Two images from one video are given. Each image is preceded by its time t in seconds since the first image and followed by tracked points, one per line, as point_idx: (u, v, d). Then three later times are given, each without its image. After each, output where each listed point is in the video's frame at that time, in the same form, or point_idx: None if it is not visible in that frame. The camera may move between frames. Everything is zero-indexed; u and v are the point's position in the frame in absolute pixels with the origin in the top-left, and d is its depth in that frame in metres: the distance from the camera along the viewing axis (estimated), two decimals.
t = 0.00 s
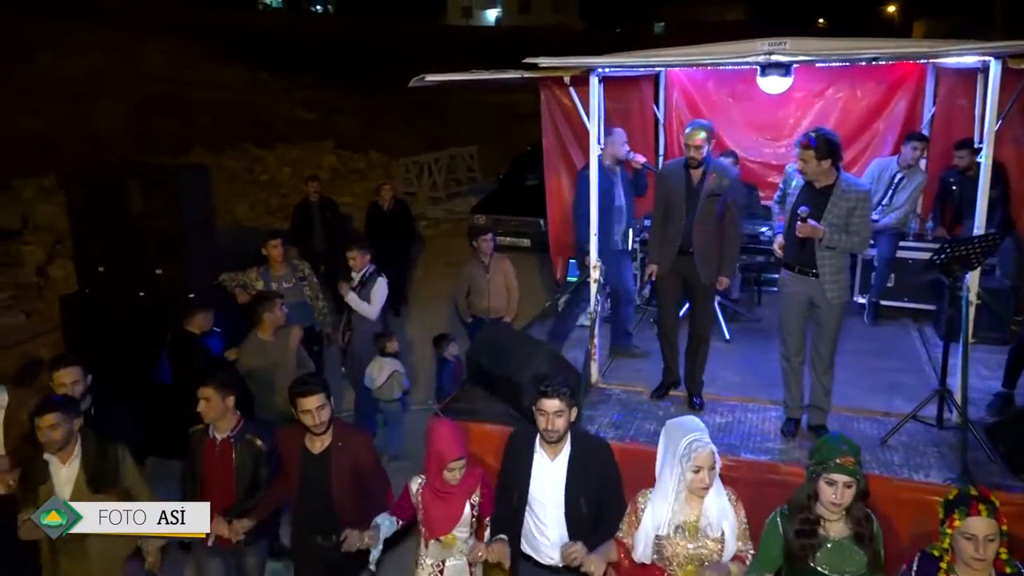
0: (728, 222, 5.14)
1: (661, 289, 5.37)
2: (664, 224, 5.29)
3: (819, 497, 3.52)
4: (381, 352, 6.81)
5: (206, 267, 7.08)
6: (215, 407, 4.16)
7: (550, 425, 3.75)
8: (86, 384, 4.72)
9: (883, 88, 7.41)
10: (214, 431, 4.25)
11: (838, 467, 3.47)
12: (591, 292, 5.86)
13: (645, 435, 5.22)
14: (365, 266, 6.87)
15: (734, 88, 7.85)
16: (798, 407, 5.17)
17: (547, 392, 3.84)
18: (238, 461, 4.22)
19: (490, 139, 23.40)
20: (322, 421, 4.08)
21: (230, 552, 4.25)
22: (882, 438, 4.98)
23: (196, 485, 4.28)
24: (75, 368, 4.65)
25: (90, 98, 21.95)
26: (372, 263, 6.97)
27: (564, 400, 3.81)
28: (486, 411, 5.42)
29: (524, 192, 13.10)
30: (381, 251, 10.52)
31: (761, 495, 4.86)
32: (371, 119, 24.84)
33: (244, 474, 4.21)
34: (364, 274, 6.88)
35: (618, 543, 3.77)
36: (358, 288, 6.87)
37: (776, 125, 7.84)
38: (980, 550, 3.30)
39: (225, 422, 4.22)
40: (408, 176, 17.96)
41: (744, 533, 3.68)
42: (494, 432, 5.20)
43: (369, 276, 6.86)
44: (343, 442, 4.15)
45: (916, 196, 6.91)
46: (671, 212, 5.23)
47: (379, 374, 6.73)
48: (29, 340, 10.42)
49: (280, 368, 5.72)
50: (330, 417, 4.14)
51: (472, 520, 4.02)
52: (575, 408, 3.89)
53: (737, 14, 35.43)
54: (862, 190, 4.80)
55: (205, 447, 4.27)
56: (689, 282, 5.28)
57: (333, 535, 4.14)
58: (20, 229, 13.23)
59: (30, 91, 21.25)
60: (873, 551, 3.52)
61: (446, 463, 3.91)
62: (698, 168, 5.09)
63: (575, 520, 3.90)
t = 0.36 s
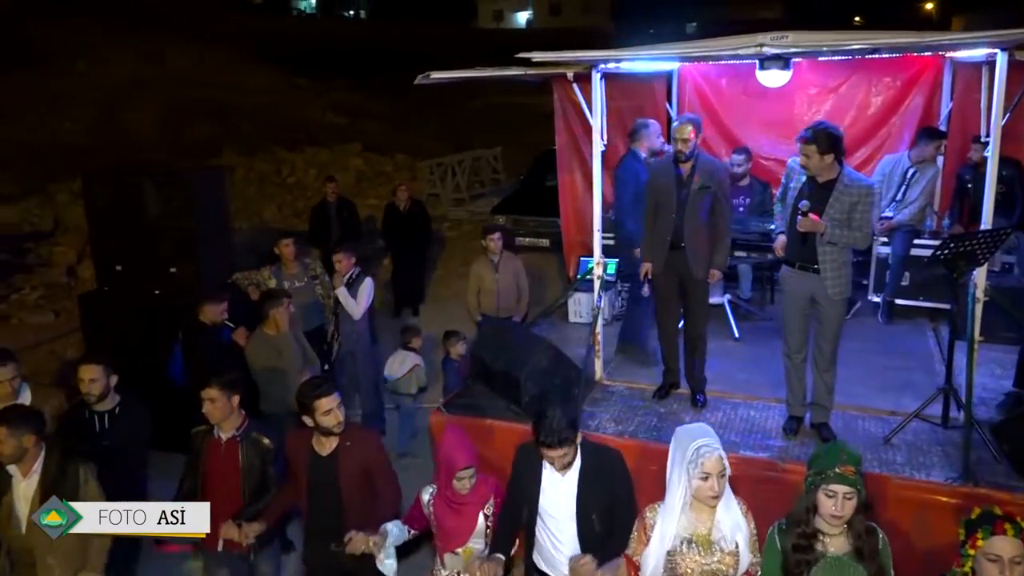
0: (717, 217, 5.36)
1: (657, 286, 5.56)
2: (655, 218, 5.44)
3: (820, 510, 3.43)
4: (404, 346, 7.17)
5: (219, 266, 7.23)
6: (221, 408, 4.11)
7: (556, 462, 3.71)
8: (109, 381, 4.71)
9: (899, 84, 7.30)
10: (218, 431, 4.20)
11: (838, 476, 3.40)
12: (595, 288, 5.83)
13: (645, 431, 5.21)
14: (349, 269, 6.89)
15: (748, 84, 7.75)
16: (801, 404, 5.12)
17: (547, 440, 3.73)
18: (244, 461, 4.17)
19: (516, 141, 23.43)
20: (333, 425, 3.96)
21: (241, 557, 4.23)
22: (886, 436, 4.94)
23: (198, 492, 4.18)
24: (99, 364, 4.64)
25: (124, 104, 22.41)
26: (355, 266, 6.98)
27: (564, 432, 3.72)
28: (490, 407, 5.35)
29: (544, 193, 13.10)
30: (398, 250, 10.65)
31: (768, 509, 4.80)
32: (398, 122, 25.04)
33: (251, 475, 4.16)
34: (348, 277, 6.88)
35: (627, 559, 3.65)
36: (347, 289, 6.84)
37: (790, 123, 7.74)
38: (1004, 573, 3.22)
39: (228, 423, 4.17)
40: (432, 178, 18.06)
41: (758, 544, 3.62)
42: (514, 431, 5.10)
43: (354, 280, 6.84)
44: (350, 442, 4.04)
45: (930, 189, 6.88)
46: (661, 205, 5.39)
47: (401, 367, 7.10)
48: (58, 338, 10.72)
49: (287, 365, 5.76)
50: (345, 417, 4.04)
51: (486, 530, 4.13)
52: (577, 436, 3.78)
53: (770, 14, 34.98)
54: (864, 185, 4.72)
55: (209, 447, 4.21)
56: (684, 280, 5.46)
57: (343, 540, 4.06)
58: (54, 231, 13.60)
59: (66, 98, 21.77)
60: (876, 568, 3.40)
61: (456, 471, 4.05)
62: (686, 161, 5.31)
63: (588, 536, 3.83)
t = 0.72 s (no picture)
0: (715, 213, 5.44)
1: (659, 284, 5.59)
2: (655, 216, 5.52)
3: (833, 515, 3.32)
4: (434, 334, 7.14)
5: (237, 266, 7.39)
6: (255, 406, 4.14)
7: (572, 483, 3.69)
8: (130, 383, 4.41)
9: (916, 78, 7.21)
10: (249, 429, 4.22)
11: (851, 482, 3.26)
12: (602, 287, 5.88)
13: (649, 428, 5.22)
14: (333, 274, 7.01)
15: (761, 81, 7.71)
16: (807, 401, 5.08)
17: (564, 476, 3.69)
18: (275, 457, 4.18)
19: (544, 142, 23.44)
20: (363, 422, 3.98)
21: (269, 553, 4.29)
22: (892, 434, 4.87)
23: (232, 495, 4.20)
24: (118, 366, 4.34)
25: (158, 110, 22.90)
26: (340, 271, 7.09)
27: (575, 452, 3.67)
28: (495, 405, 5.40)
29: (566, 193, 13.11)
30: (417, 250, 10.75)
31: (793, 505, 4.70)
32: (427, 124, 25.22)
33: (282, 473, 4.17)
34: (332, 282, 6.99)
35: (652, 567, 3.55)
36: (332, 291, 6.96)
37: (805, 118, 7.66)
38: None
39: (260, 420, 4.19)
40: (458, 179, 18.15)
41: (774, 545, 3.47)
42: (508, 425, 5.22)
43: (336, 285, 6.96)
44: (379, 440, 4.02)
45: (947, 183, 6.75)
46: (660, 201, 5.46)
47: (422, 354, 7.00)
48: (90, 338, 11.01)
49: (302, 357, 5.84)
50: (371, 416, 4.04)
51: (498, 528, 4.18)
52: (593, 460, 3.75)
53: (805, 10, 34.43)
54: (870, 178, 4.64)
55: (239, 446, 4.21)
56: (685, 277, 5.51)
57: (370, 537, 4.06)
58: (88, 233, 13.95)
59: (102, 105, 22.29)
60: None
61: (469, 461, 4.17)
62: (682, 157, 5.31)
63: (608, 540, 3.77)
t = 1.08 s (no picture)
0: (729, 212, 5.38)
1: (673, 283, 5.59)
2: (667, 214, 5.53)
3: (882, 523, 3.11)
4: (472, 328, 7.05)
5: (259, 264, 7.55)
6: (302, 400, 4.12)
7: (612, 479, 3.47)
8: (170, 376, 4.27)
9: (941, 75, 7.15)
10: (298, 423, 4.20)
11: (900, 489, 3.05)
12: (615, 288, 5.97)
13: (658, 426, 5.22)
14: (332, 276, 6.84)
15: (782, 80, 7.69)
16: (818, 401, 5.03)
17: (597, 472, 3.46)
18: (323, 450, 4.16)
19: (574, 143, 23.43)
20: (401, 430, 3.96)
21: (316, 545, 4.22)
22: (905, 434, 4.82)
23: (281, 486, 4.17)
24: (156, 359, 4.22)
25: (196, 114, 23.36)
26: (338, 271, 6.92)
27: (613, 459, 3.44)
28: (507, 401, 5.47)
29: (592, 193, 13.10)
30: (442, 251, 10.84)
31: (837, 506, 4.46)
32: (458, 126, 25.38)
33: (331, 464, 4.15)
34: (333, 285, 6.82)
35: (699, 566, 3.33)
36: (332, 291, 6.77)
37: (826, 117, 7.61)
38: None
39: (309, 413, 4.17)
40: (487, 180, 18.24)
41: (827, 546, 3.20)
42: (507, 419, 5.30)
43: (336, 286, 6.78)
44: (425, 435, 3.97)
45: (970, 182, 6.64)
46: (673, 196, 5.45)
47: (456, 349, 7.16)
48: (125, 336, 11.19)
49: (318, 354, 5.92)
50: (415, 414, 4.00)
51: (546, 521, 3.85)
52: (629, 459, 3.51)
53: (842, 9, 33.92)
54: (879, 176, 4.60)
55: (288, 438, 4.19)
56: (697, 276, 5.51)
57: (413, 526, 4.01)
58: (125, 235, 14.25)
59: (141, 110, 22.77)
60: None
61: (512, 445, 3.81)
62: (696, 155, 5.29)
63: (649, 538, 3.57)
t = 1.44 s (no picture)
0: (755, 212, 5.30)
1: (696, 282, 5.58)
2: (692, 214, 5.49)
3: (940, 543, 2.90)
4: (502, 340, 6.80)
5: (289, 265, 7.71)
6: (334, 406, 3.99)
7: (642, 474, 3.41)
8: (229, 369, 4.36)
9: (974, 74, 7.05)
10: (333, 428, 4.08)
11: (959, 507, 2.85)
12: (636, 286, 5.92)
13: (677, 427, 5.20)
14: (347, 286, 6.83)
15: (813, 80, 7.60)
16: (839, 403, 4.98)
17: (632, 453, 3.41)
18: (359, 457, 4.05)
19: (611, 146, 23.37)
20: (435, 443, 3.84)
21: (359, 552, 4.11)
22: (928, 438, 4.75)
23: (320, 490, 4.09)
24: (217, 353, 4.29)
25: (237, 119, 23.85)
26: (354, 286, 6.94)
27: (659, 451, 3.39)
28: (527, 398, 5.60)
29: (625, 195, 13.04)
30: (472, 253, 10.91)
31: (885, 520, 4.41)
32: (494, 129, 25.49)
33: (366, 470, 4.05)
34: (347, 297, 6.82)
35: None
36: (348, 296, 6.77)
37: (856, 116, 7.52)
38: None
39: (344, 419, 4.04)
40: (521, 182, 18.29)
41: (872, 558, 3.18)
42: (519, 417, 5.50)
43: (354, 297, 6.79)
44: (462, 440, 3.87)
45: (1007, 183, 6.47)
46: (698, 196, 5.43)
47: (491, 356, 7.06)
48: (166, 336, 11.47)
49: (341, 352, 6.07)
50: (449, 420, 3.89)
51: (583, 532, 4.02)
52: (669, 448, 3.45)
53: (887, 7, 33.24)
54: (901, 175, 4.55)
55: (326, 446, 4.08)
56: (719, 277, 5.46)
57: (453, 531, 3.93)
58: (167, 236, 14.60)
59: (185, 115, 23.32)
60: None
61: (548, 455, 3.88)
62: (722, 155, 5.26)
63: (682, 549, 3.51)
